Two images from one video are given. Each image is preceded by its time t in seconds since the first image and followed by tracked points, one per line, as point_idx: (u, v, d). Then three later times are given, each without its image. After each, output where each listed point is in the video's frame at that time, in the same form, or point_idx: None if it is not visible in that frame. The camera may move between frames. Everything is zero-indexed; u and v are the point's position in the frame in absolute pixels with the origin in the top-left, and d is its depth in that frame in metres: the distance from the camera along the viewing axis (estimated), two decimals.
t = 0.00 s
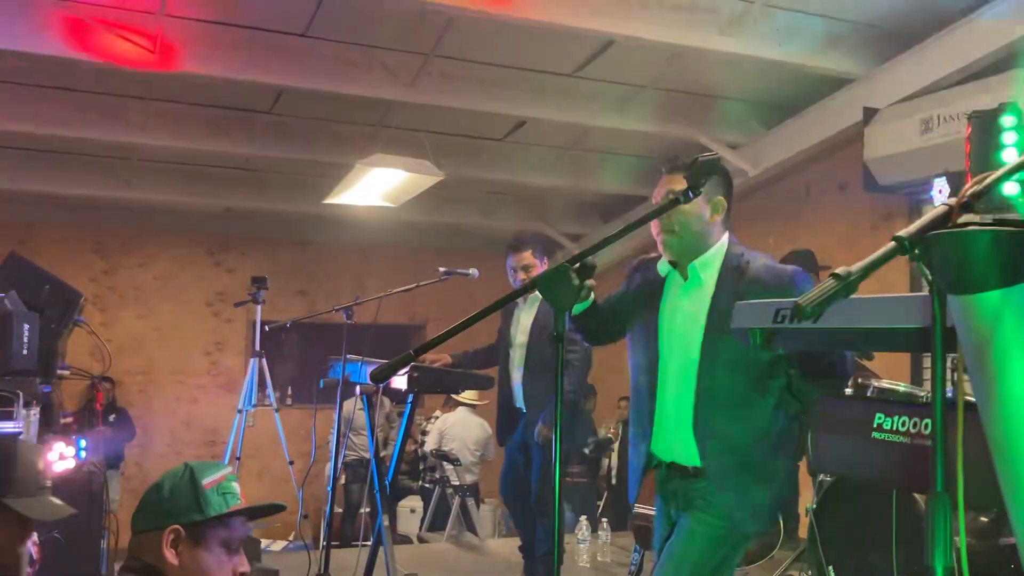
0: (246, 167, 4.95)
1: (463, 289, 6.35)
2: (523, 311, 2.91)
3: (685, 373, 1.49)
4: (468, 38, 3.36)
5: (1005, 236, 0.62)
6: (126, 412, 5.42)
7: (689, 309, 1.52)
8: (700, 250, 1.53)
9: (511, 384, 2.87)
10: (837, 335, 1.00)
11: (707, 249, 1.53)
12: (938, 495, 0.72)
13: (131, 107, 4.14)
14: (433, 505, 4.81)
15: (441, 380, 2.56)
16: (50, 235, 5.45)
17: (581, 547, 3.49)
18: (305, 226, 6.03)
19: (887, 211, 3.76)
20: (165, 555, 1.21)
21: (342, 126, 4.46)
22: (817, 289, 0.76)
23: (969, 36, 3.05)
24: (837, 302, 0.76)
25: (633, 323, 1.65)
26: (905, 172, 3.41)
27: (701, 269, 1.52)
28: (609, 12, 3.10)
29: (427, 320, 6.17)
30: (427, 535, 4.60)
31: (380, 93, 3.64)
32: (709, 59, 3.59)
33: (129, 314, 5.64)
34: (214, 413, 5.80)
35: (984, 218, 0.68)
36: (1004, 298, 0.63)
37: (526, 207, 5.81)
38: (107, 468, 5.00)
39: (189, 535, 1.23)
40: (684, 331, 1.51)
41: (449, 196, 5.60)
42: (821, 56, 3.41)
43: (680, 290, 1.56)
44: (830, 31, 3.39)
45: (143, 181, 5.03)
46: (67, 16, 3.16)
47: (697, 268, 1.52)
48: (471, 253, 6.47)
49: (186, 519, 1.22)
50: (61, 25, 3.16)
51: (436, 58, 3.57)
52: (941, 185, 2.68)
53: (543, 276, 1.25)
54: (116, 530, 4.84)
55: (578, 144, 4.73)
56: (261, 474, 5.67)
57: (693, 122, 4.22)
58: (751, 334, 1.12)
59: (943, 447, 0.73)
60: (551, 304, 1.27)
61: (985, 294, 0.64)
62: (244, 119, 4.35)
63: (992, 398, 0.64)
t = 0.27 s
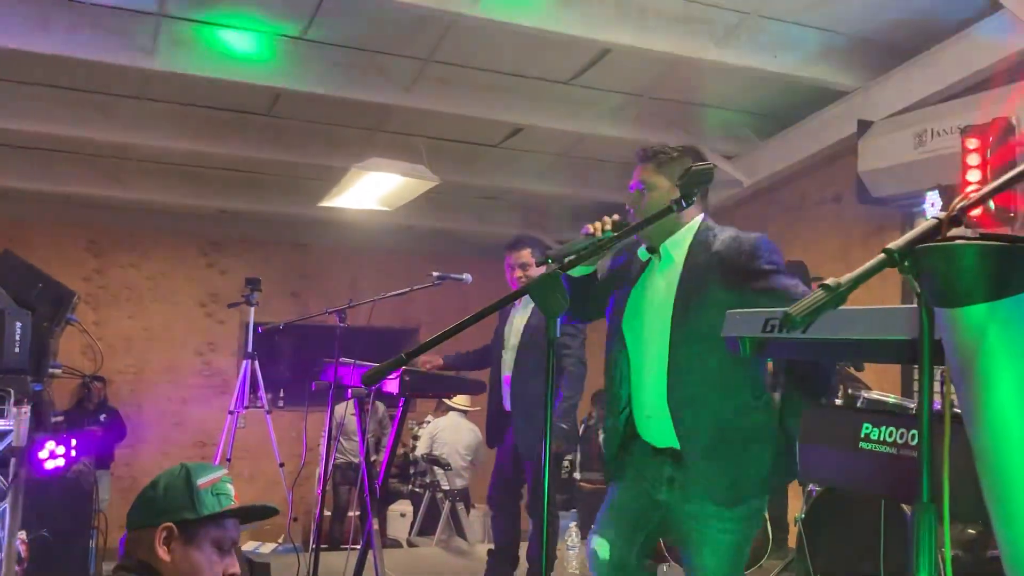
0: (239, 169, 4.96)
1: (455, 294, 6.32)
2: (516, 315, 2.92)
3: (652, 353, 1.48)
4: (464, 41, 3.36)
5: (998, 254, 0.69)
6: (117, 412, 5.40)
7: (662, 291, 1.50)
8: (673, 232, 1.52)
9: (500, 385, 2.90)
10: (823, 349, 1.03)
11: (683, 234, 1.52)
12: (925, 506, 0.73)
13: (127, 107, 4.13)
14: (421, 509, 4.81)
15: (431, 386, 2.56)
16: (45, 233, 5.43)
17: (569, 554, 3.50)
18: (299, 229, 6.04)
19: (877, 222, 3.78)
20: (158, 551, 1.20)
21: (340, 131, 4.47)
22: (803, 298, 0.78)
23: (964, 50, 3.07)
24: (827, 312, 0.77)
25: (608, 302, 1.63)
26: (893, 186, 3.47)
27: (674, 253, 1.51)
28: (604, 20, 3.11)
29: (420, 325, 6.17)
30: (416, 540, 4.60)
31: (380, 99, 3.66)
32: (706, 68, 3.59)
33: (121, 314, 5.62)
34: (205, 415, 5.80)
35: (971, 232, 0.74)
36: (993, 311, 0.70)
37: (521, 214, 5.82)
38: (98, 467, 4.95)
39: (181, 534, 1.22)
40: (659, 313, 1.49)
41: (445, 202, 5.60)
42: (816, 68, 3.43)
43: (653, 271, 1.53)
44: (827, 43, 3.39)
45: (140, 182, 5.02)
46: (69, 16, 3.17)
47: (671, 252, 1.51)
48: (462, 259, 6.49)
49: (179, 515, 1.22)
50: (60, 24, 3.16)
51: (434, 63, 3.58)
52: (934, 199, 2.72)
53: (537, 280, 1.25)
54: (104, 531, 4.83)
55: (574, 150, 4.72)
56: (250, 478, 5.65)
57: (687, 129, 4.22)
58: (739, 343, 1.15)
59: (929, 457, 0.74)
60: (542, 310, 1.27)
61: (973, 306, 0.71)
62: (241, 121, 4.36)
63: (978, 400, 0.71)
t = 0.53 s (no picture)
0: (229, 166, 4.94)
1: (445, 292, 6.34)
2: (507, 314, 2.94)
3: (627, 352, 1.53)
4: (456, 40, 3.36)
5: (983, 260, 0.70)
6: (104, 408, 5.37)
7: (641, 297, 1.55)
8: (658, 238, 1.57)
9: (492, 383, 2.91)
10: (813, 349, 1.05)
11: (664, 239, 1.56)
12: (909, 508, 0.75)
13: (117, 102, 4.11)
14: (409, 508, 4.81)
15: (420, 384, 2.56)
16: (34, 227, 5.40)
17: (557, 553, 3.50)
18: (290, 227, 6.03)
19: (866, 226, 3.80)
20: (159, 549, 1.20)
21: (332, 128, 4.46)
22: (792, 299, 0.77)
23: (955, 53, 3.09)
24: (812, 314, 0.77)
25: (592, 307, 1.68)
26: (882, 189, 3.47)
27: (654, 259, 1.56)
28: (596, 20, 3.11)
29: (409, 323, 6.17)
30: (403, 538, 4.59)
31: (373, 97, 3.65)
32: (699, 68, 3.59)
33: (109, 309, 5.59)
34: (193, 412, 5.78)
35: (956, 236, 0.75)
36: (979, 314, 0.70)
37: (512, 214, 5.82)
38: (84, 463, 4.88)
39: (182, 530, 1.23)
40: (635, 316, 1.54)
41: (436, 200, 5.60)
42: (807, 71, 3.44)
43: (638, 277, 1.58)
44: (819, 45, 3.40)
45: (129, 177, 5.00)
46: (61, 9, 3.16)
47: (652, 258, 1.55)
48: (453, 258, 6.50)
49: (175, 512, 1.23)
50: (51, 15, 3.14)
51: (426, 61, 3.58)
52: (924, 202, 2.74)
53: (527, 280, 1.25)
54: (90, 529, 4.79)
55: (566, 150, 4.73)
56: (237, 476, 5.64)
57: (679, 130, 4.22)
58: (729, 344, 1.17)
59: (914, 460, 0.75)
60: (531, 309, 1.27)
61: (959, 308, 0.71)
62: (232, 118, 4.34)
63: (963, 400, 0.71)
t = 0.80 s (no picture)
0: (216, 158, 4.92)
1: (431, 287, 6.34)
2: (496, 307, 2.97)
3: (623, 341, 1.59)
4: (444, 35, 3.35)
5: (973, 251, 0.70)
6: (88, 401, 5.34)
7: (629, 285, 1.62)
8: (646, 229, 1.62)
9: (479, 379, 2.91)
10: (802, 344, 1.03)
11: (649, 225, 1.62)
12: (898, 502, 0.73)
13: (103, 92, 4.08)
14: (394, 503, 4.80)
15: (407, 379, 2.55)
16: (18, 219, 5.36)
17: (542, 548, 3.51)
18: (276, 220, 6.01)
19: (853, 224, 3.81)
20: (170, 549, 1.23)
21: (319, 121, 4.44)
22: (782, 291, 0.78)
23: (943, 52, 3.10)
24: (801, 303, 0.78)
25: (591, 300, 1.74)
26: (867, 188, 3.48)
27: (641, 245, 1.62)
28: (584, 15, 3.10)
29: (395, 317, 6.16)
30: (388, 532, 4.58)
31: (361, 90, 3.64)
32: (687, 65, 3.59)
33: (94, 302, 5.56)
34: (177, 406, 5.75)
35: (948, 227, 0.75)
36: (971, 308, 0.71)
37: (500, 209, 5.82)
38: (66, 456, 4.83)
39: (187, 521, 1.24)
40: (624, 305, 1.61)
41: (424, 196, 5.60)
42: (795, 69, 3.45)
43: (628, 269, 1.64)
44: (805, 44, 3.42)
45: (114, 169, 4.98)
46: None
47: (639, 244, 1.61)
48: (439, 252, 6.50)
49: (175, 510, 1.23)
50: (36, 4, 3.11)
51: (413, 55, 3.57)
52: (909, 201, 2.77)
53: (514, 273, 1.25)
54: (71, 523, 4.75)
55: (554, 146, 4.72)
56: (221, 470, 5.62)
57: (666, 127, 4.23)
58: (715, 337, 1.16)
59: (903, 452, 0.73)
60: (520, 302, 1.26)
61: (951, 301, 0.72)
62: (218, 110, 4.32)
63: (954, 400, 0.72)
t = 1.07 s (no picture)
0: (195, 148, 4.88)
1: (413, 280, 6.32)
2: (478, 302, 2.94)
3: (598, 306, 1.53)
4: (427, 25, 3.35)
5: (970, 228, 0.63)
6: (63, 393, 5.28)
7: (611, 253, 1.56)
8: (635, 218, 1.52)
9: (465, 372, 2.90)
10: (785, 334, 1.04)
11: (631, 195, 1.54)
12: (887, 493, 0.72)
13: (80, 79, 4.04)
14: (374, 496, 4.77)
15: (386, 371, 2.53)
16: None
17: (522, 542, 3.50)
18: (256, 211, 5.97)
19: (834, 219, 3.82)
20: (159, 540, 1.21)
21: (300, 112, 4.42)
22: (772, 277, 0.77)
23: (927, 47, 3.12)
24: (792, 289, 0.77)
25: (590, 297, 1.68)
26: (851, 183, 3.51)
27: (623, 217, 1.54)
28: (569, 6, 3.10)
29: (376, 310, 6.14)
30: (368, 526, 4.56)
31: (344, 79, 3.62)
32: (671, 58, 3.59)
33: (70, 293, 5.50)
34: (154, 398, 5.70)
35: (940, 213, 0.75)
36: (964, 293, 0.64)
37: (481, 201, 5.80)
38: (40, 448, 4.77)
39: (175, 512, 1.23)
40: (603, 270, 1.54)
41: (407, 188, 5.59)
42: (776, 62, 3.46)
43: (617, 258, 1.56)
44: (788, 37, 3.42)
45: (92, 158, 4.93)
46: None
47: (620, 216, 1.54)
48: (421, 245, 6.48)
49: (163, 502, 1.22)
50: None
51: (396, 45, 3.55)
52: (891, 196, 2.80)
53: (500, 261, 1.23)
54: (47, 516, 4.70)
55: (536, 138, 4.72)
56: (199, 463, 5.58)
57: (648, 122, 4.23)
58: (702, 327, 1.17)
59: (893, 441, 0.72)
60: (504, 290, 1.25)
61: (943, 285, 0.65)
62: (198, 99, 4.28)
63: (946, 397, 0.65)
